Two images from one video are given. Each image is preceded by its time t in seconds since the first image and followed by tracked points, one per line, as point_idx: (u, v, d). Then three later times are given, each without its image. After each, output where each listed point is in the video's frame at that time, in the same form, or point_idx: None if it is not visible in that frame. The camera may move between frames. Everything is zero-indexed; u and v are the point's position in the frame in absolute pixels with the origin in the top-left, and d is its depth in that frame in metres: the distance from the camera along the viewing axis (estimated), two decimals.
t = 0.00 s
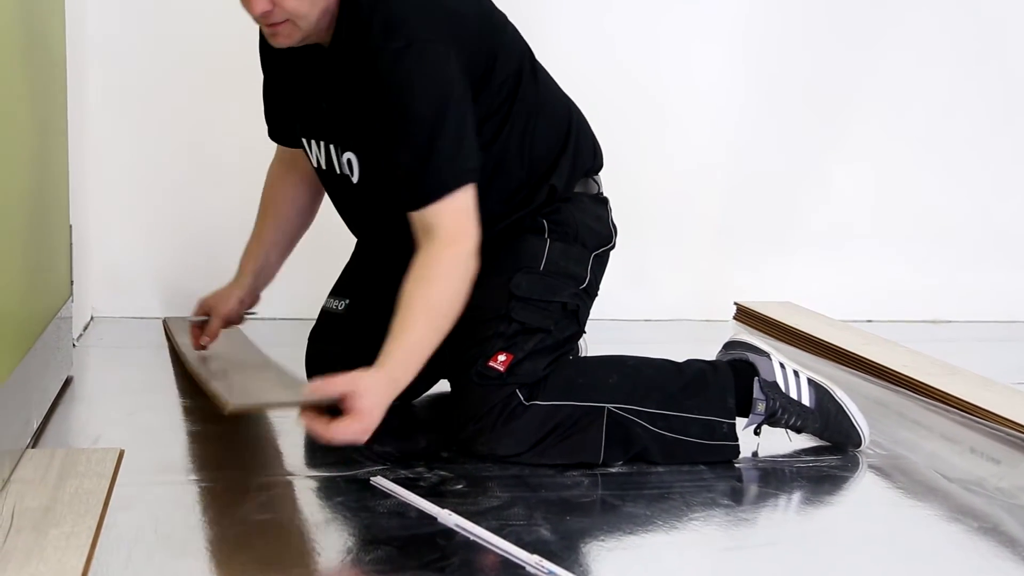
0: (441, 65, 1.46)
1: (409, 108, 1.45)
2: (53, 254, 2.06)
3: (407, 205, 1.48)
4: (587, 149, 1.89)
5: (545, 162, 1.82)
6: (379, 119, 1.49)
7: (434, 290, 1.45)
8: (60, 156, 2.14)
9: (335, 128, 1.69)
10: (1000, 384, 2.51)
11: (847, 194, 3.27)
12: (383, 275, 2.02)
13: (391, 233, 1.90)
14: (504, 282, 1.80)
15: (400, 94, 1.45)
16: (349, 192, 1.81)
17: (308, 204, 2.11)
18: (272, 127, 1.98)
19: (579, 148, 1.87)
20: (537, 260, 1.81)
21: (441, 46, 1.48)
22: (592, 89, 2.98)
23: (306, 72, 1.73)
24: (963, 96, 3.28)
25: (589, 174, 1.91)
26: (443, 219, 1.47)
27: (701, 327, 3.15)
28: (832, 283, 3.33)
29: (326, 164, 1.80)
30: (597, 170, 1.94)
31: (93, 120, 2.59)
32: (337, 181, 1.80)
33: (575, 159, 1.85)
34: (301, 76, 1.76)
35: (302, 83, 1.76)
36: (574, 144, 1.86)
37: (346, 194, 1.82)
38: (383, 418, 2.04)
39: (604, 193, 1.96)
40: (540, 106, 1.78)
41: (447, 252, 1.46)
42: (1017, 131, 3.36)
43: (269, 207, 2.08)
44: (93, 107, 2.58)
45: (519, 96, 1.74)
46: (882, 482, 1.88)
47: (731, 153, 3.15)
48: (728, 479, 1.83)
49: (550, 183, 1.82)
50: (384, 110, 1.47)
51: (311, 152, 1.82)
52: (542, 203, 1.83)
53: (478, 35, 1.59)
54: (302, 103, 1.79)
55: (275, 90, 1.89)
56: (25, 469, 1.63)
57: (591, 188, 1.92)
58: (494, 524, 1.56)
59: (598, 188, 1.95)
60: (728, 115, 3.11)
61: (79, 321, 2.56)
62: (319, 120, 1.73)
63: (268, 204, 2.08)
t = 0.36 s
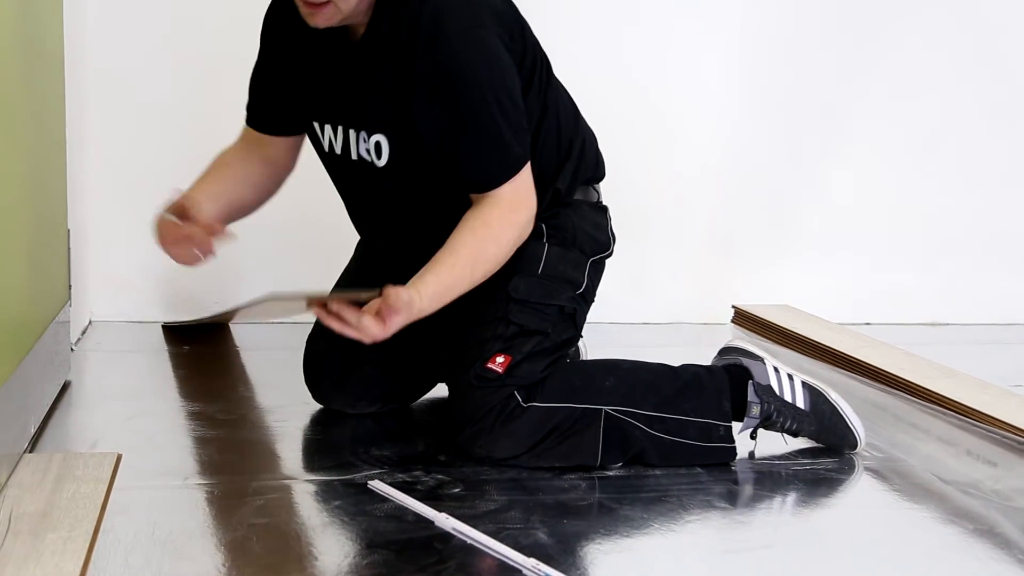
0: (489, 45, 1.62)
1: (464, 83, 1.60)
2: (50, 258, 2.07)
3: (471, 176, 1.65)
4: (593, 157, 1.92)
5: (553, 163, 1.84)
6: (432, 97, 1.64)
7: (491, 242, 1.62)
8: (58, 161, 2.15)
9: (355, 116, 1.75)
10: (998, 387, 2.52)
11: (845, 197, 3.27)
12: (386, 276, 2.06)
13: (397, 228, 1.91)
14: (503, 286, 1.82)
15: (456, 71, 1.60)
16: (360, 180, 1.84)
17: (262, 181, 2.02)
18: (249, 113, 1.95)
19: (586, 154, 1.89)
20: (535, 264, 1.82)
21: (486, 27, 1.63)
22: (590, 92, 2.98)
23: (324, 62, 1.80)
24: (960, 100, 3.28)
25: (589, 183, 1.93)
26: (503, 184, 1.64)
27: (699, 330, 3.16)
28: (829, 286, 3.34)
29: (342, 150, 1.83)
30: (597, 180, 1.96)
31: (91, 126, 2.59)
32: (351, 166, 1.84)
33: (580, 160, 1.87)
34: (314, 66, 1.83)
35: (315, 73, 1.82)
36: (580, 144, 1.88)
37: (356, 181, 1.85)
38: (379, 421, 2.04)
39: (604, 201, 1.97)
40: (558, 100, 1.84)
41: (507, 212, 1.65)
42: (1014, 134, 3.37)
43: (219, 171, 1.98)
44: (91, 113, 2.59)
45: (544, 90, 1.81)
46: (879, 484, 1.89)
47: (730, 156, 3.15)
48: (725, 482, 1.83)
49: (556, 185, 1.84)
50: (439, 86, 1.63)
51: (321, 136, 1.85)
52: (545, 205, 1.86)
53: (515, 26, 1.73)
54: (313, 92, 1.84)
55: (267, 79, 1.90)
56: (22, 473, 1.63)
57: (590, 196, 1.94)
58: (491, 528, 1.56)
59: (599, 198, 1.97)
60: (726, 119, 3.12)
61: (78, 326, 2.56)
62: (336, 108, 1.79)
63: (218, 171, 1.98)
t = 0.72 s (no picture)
0: (512, 48, 1.66)
1: (485, 83, 1.64)
2: (43, 264, 2.07)
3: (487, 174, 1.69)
4: (589, 171, 1.94)
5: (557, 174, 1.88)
6: (452, 95, 1.68)
7: (500, 231, 1.66)
8: (51, 167, 2.15)
9: (366, 107, 1.81)
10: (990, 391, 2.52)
11: (838, 202, 3.28)
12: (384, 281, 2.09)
13: (395, 225, 1.94)
14: (499, 293, 1.84)
15: (477, 69, 1.65)
16: (362, 170, 1.89)
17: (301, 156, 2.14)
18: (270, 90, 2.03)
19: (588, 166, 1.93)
20: (529, 270, 1.84)
21: (509, 30, 1.67)
22: (583, 98, 2.99)
23: (341, 55, 1.87)
24: (952, 106, 3.29)
25: (584, 198, 1.97)
26: (519, 182, 1.68)
27: (693, 335, 3.16)
28: (822, 290, 3.34)
29: (349, 140, 1.87)
30: (594, 197, 2.00)
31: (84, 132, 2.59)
32: (358, 159, 1.87)
33: (581, 175, 1.92)
34: (332, 58, 1.89)
35: (333, 64, 1.88)
36: (581, 163, 1.92)
37: (358, 172, 1.90)
38: (371, 427, 2.04)
39: (598, 216, 2.00)
40: (568, 118, 1.89)
41: (523, 210, 1.69)
42: (1005, 140, 3.38)
43: (246, 150, 2.09)
44: (85, 119, 2.59)
45: (558, 100, 1.86)
46: (871, 488, 1.89)
47: (723, 160, 3.16)
48: (718, 486, 1.83)
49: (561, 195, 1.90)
50: (461, 85, 1.66)
51: (328, 123, 1.91)
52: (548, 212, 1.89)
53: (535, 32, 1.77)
54: (329, 81, 1.89)
55: (289, 69, 1.98)
56: (14, 481, 1.63)
57: (585, 211, 1.97)
58: (484, 533, 1.57)
59: (593, 213, 2.00)
60: (720, 125, 3.13)
61: (71, 332, 2.56)
62: (348, 98, 1.85)
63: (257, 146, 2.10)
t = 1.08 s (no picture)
0: (528, 45, 1.66)
1: (502, 79, 1.64)
2: (44, 263, 2.06)
3: (496, 166, 1.67)
4: (600, 183, 1.95)
5: (570, 180, 1.88)
6: (468, 92, 1.67)
7: (506, 213, 1.63)
8: (53, 166, 2.14)
9: (381, 104, 1.81)
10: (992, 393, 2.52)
11: (840, 204, 3.28)
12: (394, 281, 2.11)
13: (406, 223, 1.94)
14: (506, 292, 1.84)
15: (491, 64, 1.64)
16: (378, 166, 1.89)
17: (325, 168, 2.17)
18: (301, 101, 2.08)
19: (598, 174, 1.94)
20: (539, 272, 1.84)
21: (525, 27, 1.67)
22: (585, 99, 2.99)
23: (360, 53, 1.88)
24: (954, 107, 3.29)
25: (596, 206, 1.96)
26: (530, 171, 1.65)
27: (694, 336, 3.16)
28: (823, 292, 3.34)
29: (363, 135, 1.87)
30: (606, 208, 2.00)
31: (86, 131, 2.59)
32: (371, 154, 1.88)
33: (593, 184, 1.92)
34: (351, 57, 1.90)
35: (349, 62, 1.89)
36: (595, 169, 1.93)
37: (373, 168, 1.90)
38: (373, 427, 2.04)
39: (608, 228, 1.99)
40: (580, 127, 1.89)
41: (529, 197, 1.66)
42: (1008, 141, 3.37)
43: (280, 163, 2.15)
44: (86, 118, 2.59)
45: (570, 105, 1.86)
46: (873, 490, 1.88)
47: (725, 161, 3.16)
48: (720, 487, 1.83)
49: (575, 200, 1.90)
50: (478, 81, 1.66)
51: (344, 123, 1.92)
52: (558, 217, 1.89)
53: (551, 35, 1.78)
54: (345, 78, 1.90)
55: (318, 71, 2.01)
56: (15, 480, 1.62)
57: (596, 219, 1.96)
58: (486, 534, 1.56)
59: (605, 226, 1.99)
60: (721, 126, 3.12)
61: (71, 332, 2.56)
62: (363, 96, 1.85)
63: (278, 165, 2.15)
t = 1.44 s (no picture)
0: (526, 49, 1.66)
1: (494, 81, 1.64)
2: (39, 261, 2.06)
3: (467, 167, 1.67)
4: (596, 182, 1.95)
5: (565, 179, 1.88)
6: (459, 93, 1.68)
7: (470, 237, 1.63)
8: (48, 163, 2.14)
9: (380, 103, 1.81)
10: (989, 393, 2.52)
11: (837, 204, 3.28)
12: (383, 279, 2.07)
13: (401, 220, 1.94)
14: (501, 290, 1.83)
15: (484, 61, 1.64)
16: (373, 166, 1.89)
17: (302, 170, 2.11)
18: (287, 100, 2.06)
19: (596, 172, 1.94)
20: (535, 271, 1.83)
21: (525, 30, 1.67)
22: (583, 99, 2.99)
23: (359, 49, 1.88)
24: (952, 109, 3.29)
25: (592, 204, 1.96)
26: (508, 171, 1.66)
27: (691, 336, 3.15)
28: (820, 292, 3.34)
29: (361, 133, 1.87)
30: (602, 205, 2.00)
31: (82, 128, 2.59)
32: (368, 151, 1.88)
33: (590, 181, 1.92)
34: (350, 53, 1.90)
35: (348, 60, 1.90)
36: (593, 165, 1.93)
37: (370, 166, 1.89)
38: (369, 425, 2.04)
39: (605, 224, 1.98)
40: (577, 125, 1.90)
41: (494, 219, 1.66)
42: (1005, 142, 3.38)
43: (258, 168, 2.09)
44: (85, 115, 2.58)
45: (567, 108, 1.87)
46: (869, 490, 1.88)
47: (723, 160, 3.16)
48: (716, 487, 1.83)
49: (571, 200, 1.90)
50: (469, 81, 1.66)
51: (343, 119, 1.91)
52: (555, 215, 1.90)
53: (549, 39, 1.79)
54: (343, 77, 1.91)
55: (307, 69, 2.00)
56: (10, 477, 1.62)
57: (591, 217, 1.95)
58: (482, 532, 1.56)
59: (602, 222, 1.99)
60: (719, 125, 3.12)
61: (67, 329, 2.55)
62: (362, 95, 1.85)
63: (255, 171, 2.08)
